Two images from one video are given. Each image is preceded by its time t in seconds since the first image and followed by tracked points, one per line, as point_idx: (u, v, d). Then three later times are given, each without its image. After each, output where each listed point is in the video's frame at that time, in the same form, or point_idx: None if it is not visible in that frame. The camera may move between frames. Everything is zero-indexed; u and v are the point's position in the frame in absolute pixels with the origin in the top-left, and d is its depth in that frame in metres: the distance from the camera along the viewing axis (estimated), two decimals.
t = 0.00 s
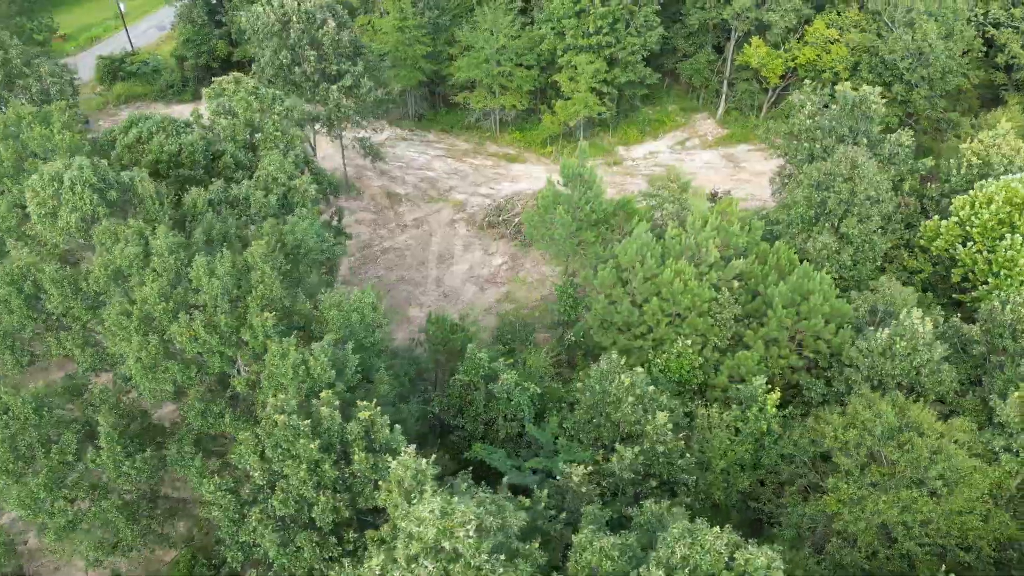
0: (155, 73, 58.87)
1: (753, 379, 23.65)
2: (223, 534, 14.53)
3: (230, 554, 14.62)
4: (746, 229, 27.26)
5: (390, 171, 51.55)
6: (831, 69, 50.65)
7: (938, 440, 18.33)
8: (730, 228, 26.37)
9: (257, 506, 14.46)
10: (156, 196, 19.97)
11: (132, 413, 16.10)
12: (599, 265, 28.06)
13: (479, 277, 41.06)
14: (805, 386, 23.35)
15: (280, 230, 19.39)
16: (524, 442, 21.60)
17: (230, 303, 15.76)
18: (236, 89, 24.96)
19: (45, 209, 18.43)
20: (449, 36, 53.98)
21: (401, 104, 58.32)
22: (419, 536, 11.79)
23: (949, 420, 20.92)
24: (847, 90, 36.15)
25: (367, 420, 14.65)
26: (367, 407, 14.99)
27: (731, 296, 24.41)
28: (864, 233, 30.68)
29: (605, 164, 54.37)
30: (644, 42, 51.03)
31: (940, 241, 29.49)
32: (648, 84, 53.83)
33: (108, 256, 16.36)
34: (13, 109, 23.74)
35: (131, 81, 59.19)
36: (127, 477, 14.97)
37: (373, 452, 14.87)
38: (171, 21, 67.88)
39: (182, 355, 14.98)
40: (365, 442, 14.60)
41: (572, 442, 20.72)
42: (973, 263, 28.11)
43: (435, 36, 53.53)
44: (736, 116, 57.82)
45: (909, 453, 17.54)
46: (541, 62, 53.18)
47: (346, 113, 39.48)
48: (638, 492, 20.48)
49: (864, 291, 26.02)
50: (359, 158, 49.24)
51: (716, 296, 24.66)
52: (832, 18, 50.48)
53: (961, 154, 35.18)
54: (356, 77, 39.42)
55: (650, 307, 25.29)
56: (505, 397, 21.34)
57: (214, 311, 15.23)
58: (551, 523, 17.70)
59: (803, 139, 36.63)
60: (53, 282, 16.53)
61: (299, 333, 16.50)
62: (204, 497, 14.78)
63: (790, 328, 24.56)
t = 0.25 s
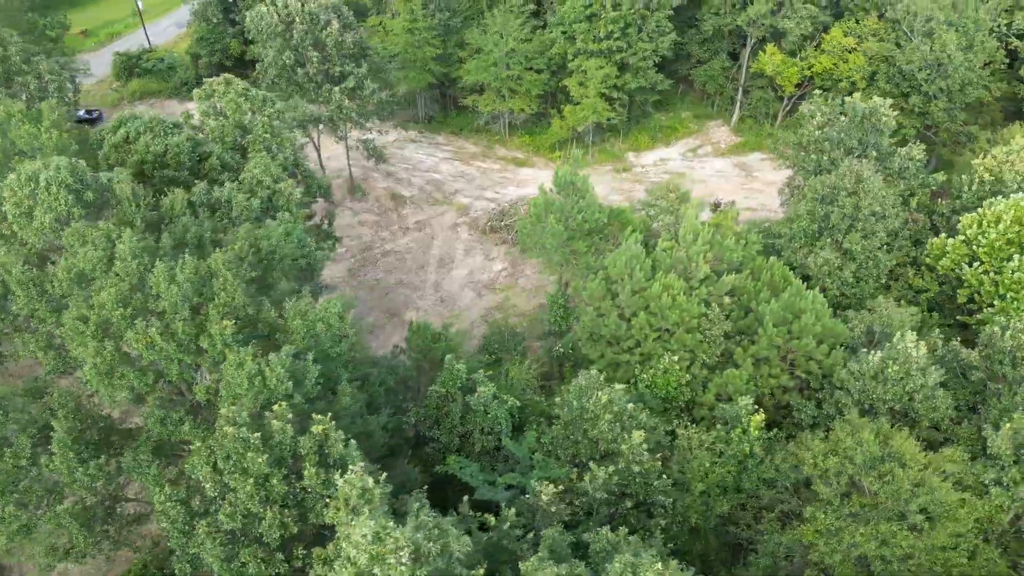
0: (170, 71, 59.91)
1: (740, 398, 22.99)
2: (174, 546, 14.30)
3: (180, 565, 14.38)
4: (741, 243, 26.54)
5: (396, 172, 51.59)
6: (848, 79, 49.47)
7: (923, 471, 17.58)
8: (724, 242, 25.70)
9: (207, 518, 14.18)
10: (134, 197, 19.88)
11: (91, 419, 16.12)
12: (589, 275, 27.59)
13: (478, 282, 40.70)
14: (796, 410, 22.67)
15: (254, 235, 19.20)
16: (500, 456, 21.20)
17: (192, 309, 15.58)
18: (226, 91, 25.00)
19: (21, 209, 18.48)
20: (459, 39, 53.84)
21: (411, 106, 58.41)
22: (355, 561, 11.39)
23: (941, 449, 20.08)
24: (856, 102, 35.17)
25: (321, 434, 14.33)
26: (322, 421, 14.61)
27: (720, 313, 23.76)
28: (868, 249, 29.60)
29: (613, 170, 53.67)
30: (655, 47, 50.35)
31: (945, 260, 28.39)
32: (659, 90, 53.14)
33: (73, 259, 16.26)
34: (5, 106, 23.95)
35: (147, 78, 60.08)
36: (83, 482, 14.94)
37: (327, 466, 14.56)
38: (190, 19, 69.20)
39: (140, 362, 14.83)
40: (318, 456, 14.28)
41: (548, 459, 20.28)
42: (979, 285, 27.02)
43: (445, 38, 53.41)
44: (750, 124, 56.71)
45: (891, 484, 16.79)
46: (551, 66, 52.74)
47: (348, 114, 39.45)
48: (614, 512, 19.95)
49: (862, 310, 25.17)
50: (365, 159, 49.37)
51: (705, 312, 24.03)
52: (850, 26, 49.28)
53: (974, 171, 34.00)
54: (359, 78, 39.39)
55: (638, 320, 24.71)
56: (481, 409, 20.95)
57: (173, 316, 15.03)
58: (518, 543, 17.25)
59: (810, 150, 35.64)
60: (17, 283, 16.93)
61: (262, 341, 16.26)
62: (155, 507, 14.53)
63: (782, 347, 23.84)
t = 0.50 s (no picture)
0: (186, 68, 60.87)
1: (727, 415, 22.43)
2: (130, 553, 14.19)
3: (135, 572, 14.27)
4: (737, 255, 25.95)
5: (403, 173, 51.67)
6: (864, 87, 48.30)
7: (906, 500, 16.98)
8: (719, 254, 25.11)
9: (163, 526, 14.05)
10: (117, 197, 19.88)
11: (58, 421, 16.17)
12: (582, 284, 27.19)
13: (478, 286, 40.46)
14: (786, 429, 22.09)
15: (233, 238, 19.08)
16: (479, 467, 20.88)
17: (159, 314, 15.48)
18: (219, 90, 24.97)
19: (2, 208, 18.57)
20: (469, 40, 53.63)
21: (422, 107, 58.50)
22: None
23: (931, 476, 19.39)
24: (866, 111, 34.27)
25: (280, 445, 14.12)
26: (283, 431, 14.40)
27: (711, 327, 23.20)
28: (872, 264, 28.60)
29: (622, 175, 53.14)
30: (667, 52, 49.71)
31: (951, 278, 27.46)
32: (671, 95, 52.50)
33: (45, 260, 16.25)
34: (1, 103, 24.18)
35: (163, 74, 60.98)
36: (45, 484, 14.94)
37: (286, 477, 14.35)
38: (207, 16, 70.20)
39: (104, 366, 14.76)
40: (277, 467, 14.07)
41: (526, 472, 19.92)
42: (985, 304, 26.07)
43: (456, 40, 53.29)
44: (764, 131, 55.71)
45: (873, 513, 16.19)
46: (561, 69, 52.29)
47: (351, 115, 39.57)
48: (591, 530, 19.54)
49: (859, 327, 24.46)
50: (372, 160, 49.50)
51: (695, 325, 23.48)
52: (869, 33, 48.04)
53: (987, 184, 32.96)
54: (363, 80, 39.47)
55: (628, 332, 24.21)
56: (460, 419, 20.65)
57: (137, 320, 14.92)
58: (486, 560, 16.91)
59: (818, 160, 34.82)
60: None
61: (231, 347, 16.10)
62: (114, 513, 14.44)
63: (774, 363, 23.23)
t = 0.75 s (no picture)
0: (201, 65, 62.07)
1: (711, 434, 21.74)
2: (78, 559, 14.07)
3: None
4: (730, 269, 25.24)
5: (410, 175, 51.69)
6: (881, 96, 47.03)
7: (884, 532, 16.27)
8: (710, 268, 24.46)
9: (111, 534, 13.89)
10: (95, 197, 19.88)
11: (19, 422, 16.16)
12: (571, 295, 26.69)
13: (476, 291, 40.14)
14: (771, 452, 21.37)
15: (206, 242, 18.89)
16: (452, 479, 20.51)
17: (120, 318, 15.36)
18: (209, 91, 24.94)
19: None
20: (480, 43, 53.41)
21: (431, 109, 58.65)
22: None
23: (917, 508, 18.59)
24: (876, 123, 33.27)
25: (230, 455, 13.88)
26: (234, 441, 14.15)
27: (697, 343, 22.54)
28: (874, 282, 27.55)
29: (631, 182, 52.48)
30: (679, 57, 48.97)
31: (956, 298, 26.40)
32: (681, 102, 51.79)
33: (12, 260, 16.24)
34: None
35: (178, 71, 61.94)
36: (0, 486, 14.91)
37: (237, 489, 14.10)
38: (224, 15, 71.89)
39: (61, 369, 14.69)
40: (225, 478, 13.81)
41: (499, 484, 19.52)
42: (990, 327, 24.96)
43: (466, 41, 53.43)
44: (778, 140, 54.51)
45: (846, 547, 15.49)
46: (571, 74, 51.84)
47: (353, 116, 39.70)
48: (561, 550, 19.05)
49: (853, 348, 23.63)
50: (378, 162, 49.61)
51: (682, 341, 22.82)
52: (887, 41, 46.77)
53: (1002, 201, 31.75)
54: (366, 81, 39.59)
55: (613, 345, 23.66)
56: (434, 430, 20.30)
57: (95, 324, 14.81)
58: None
59: (825, 172, 33.90)
60: None
61: (192, 353, 15.90)
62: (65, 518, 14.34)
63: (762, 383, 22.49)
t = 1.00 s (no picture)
0: (212, 63, 63.07)
1: (694, 452, 21.23)
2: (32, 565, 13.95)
3: None
4: (722, 282, 24.68)
5: (415, 177, 51.64)
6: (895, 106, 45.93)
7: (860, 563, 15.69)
8: (700, 281, 23.95)
9: (64, 541, 13.75)
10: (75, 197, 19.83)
11: None
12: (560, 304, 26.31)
13: (474, 296, 39.88)
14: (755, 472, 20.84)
15: (183, 244, 18.80)
16: (427, 489, 20.21)
17: (84, 322, 15.24)
18: (200, 91, 24.89)
19: None
20: (489, 45, 53.14)
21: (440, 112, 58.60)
22: None
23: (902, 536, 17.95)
24: (883, 134, 32.42)
25: (184, 465, 13.72)
26: (190, 450, 13.95)
27: (683, 357, 22.04)
28: (873, 298, 26.76)
29: (638, 188, 51.94)
30: (688, 63, 48.29)
31: (957, 317, 25.56)
32: (691, 107, 51.11)
33: None
34: None
35: (190, 68, 62.15)
36: None
37: (192, 499, 13.93)
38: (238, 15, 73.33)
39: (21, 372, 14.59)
40: (178, 488, 13.62)
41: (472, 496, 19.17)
42: (991, 348, 24.15)
43: (475, 42, 53.37)
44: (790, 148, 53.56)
45: None
46: (579, 78, 51.43)
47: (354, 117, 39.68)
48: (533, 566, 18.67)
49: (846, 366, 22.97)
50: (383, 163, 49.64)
51: (668, 355, 22.32)
52: (902, 48, 45.67)
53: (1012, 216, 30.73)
54: (369, 83, 39.55)
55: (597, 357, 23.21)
56: (410, 440, 20.02)
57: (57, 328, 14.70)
58: None
59: (830, 183, 33.11)
60: None
61: (157, 358, 15.75)
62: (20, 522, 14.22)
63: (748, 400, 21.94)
